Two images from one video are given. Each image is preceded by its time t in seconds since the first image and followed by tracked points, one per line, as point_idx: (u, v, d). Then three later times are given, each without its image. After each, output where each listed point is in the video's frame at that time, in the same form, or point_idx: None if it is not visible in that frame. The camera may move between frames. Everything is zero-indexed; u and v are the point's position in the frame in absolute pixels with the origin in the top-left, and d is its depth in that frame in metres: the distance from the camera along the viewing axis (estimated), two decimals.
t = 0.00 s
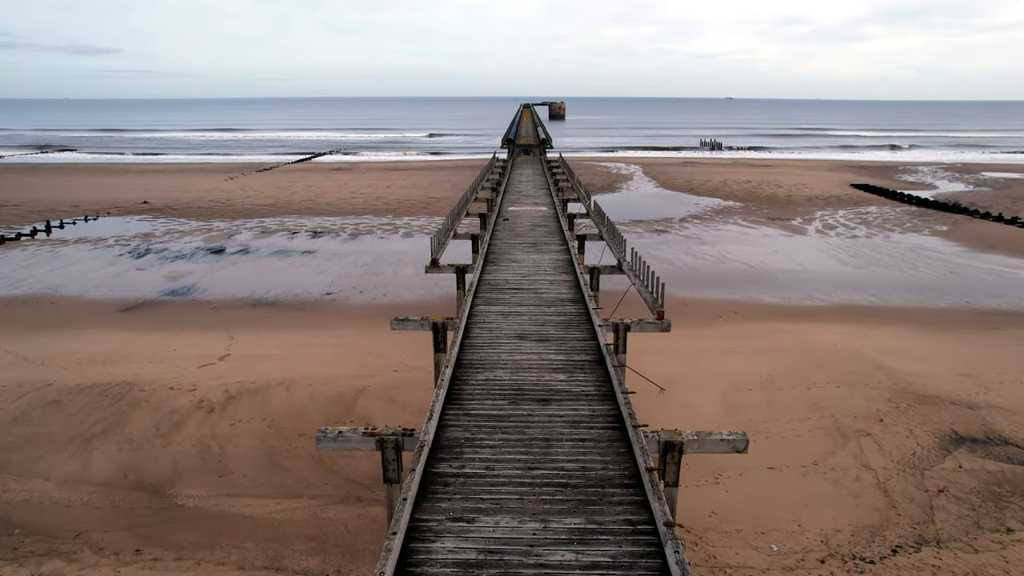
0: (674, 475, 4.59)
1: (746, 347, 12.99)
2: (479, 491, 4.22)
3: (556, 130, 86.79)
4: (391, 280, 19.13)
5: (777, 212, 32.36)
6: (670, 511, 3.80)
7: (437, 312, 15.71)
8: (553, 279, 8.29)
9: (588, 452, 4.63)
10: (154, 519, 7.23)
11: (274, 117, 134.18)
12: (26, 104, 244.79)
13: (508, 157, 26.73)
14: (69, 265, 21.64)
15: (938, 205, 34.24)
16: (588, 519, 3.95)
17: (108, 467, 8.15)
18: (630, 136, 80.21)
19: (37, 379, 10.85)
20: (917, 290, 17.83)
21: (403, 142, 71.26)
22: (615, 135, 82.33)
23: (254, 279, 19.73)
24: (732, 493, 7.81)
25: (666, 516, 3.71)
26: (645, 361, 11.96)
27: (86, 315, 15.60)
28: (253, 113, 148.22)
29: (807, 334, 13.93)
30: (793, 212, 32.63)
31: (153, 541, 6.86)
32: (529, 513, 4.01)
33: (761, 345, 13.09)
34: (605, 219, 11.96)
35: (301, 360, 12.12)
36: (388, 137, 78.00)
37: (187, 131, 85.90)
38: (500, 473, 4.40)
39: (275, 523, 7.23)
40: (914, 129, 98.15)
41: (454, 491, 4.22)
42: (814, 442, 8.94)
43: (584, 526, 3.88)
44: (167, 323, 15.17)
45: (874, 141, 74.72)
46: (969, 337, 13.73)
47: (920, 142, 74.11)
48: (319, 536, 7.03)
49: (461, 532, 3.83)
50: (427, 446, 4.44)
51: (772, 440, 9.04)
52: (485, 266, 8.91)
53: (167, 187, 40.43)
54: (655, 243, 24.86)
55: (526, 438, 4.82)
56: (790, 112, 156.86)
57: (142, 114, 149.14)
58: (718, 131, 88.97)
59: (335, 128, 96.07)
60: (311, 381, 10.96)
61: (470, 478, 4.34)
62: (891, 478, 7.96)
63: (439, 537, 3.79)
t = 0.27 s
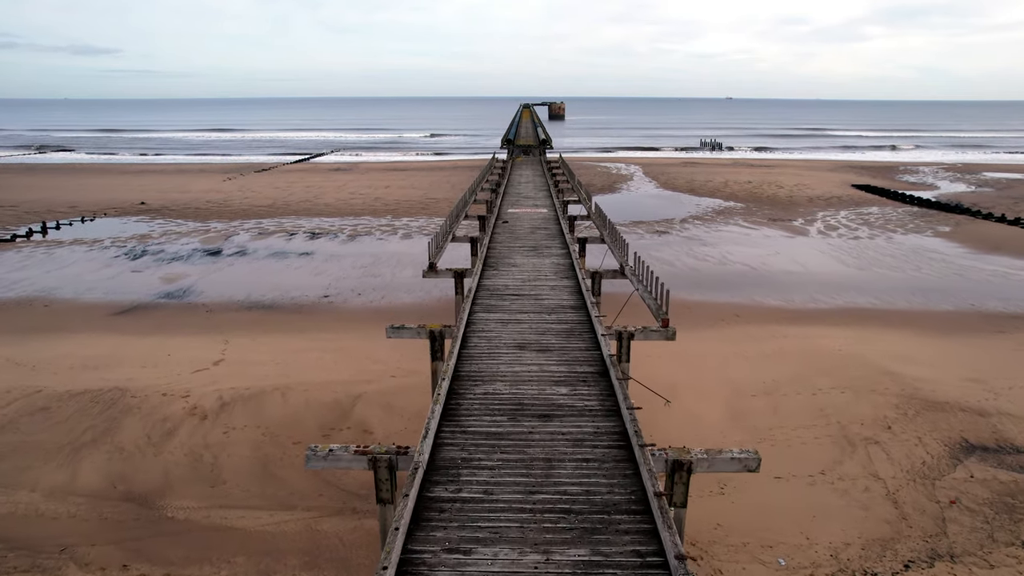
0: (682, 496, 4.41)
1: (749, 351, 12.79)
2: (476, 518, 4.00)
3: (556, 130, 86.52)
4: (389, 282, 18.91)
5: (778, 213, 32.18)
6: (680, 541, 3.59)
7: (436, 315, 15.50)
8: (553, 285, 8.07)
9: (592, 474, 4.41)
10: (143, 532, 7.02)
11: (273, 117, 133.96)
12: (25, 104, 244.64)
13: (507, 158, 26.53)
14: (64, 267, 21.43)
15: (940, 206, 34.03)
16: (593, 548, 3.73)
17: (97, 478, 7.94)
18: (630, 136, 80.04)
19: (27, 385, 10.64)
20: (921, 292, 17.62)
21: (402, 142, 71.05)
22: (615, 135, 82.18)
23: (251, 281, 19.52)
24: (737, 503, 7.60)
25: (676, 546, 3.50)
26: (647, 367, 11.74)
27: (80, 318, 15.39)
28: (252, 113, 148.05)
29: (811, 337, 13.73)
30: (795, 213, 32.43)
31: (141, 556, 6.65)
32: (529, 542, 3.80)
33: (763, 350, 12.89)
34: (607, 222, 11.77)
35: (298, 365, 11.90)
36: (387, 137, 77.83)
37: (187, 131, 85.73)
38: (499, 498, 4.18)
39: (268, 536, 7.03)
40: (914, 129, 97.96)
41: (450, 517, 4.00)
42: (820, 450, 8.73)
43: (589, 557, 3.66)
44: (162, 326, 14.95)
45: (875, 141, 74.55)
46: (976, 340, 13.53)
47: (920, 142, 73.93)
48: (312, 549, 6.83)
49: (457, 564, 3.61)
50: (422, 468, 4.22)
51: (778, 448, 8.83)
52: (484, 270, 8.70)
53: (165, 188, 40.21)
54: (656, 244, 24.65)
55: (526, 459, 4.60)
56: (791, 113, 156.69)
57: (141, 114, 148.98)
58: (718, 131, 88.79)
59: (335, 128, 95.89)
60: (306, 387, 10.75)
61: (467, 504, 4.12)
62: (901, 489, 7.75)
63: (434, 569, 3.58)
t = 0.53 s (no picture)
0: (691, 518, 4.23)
1: (753, 356, 12.57)
2: (474, 546, 3.76)
3: (556, 130, 86.44)
4: (387, 284, 18.69)
5: (779, 214, 31.98)
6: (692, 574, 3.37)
7: (434, 318, 15.28)
8: (555, 291, 7.84)
9: (597, 497, 4.18)
10: (130, 546, 6.81)
11: (272, 118, 133.71)
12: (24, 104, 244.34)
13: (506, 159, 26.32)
14: (59, 269, 21.19)
15: (942, 206, 33.86)
16: None
17: (85, 489, 7.72)
18: (630, 137, 79.87)
19: (17, 392, 10.41)
20: (926, 295, 17.42)
21: (402, 142, 70.87)
22: (615, 135, 82.02)
23: (247, 283, 19.31)
24: (744, 514, 7.40)
25: None
26: (650, 372, 11.52)
27: (73, 322, 15.16)
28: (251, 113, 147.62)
29: (816, 341, 13.52)
30: (796, 214, 32.25)
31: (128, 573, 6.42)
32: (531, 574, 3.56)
33: (767, 354, 12.67)
34: (609, 225, 11.55)
35: (294, 370, 11.68)
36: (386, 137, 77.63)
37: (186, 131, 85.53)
38: (499, 524, 3.95)
39: (260, 550, 6.82)
40: (915, 129, 97.81)
41: (445, 545, 3.77)
42: (828, 459, 8.52)
43: None
44: (156, 330, 14.73)
45: (875, 141, 74.41)
46: (983, 344, 13.31)
47: (921, 143, 73.77)
48: (305, 565, 6.61)
49: None
50: (417, 492, 3.98)
51: (785, 458, 8.60)
52: (483, 276, 8.48)
53: (162, 188, 40.00)
54: (657, 246, 24.44)
55: (528, 481, 4.36)
56: (791, 113, 156.50)
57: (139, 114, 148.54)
58: (718, 132, 88.62)
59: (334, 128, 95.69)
60: (302, 393, 10.53)
61: (464, 530, 3.89)
62: (912, 500, 7.53)
63: None
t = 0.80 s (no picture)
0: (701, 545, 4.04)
1: (755, 360, 12.36)
2: None
3: (555, 130, 86.23)
4: (384, 287, 18.45)
5: (780, 215, 31.80)
6: None
7: (432, 322, 15.05)
8: (555, 298, 7.61)
9: (601, 525, 3.95)
10: (116, 562, 6.58)
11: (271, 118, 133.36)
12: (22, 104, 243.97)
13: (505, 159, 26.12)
14: (52, 271, 20.95)
15: (943, 207, 33.70)
16: None
17: (71, 501, 7.48)
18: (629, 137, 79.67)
19: (4, 399, 10.18)
20: (930, 297, 17.22)
21: (400, 142, 70.65)
22: (614, 136, 81.88)
23: (243, 286, 19.08)
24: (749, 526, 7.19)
25: None
26: (651, 377, 11.29)
27: (65, 326, 14.93)
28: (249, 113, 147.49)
29: (820, 345, 13.31)
30: (796, 214, 32.08)
31: None
32: None
33: (770, 358, 12.44)
34: (610, 228, 11.34)
35: (289, 375, 11.46)
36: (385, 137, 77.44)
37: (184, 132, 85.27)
38: (496, 556, 3.72)
39: (250, 566, 6.59)
40: (914, 129, 97.71)
41: None
42: (835, 469, 8.31)
43: None
44: (148, 334, 14.48)
45: (875, 141, 74.27)
46: (990, 348, 13.10)
47: (921, 143, 73.62)
48: None
49: None
50: (409, 521, 3.75)
51: (791, 468, 8.39)
52: (481, 281, 8.25)
53: (159, 189, 39.76)
54: (657, 247, 24.24)
55: (527, 507, 4.13)
56: (790, 113, 156.41)
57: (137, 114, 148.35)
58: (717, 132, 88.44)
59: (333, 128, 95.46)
60: (296, 400, 10.30)
61: (459, 562, 3.66)
62: (923, 512, 7.32)
63: None
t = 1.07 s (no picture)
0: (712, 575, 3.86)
1: (757, 365, 12.16)
2: None
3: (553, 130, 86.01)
4: (380, 289, 18.21)
5: (779, 216, 31.63)
6: None
7: (428, 325, 14.80)
8: (554, 306, 7.38)
9: (605, 558, 3.71)
10: None
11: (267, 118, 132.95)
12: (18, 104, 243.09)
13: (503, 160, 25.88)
14: (43, 274, 20.66)
15: (943, 208, 33.57)
16: None
17: (53, 516, 7.23)
18: (627, 137, 79.54)
19: None
20: (932, 300, 17.05)
21: (398, 142, 70.36)
22: (612, 136, 81.72)
23: (236, 288, 18.81)
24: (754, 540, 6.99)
25: None
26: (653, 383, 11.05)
27: (54, 330, 14.65)
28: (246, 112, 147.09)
29: (823, 349, 13.11)
30: (796, 215, 31.91)
31: None
32: None
33: (772, 363, 12.24)
34: (610, 231, 11.13)
35: (282, 382, 11.20)
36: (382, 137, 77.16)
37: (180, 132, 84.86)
38: None
39: None
40: (912, 129, 97.74)
41: None
42: (842, 479, 8.09)
43: None
44: (139, 338, 14.22)
45: (873, 142, 74.24)
46: (995, 352, 12.91)
47: (918, 142, 73.61)
48: None
49: None
50: (400, 554, 3.52)
51: (797, 479, 8.17)
52: (477, 286, 8.04)
53: (154, 189, 39.43)
54: (657, 248, 24.02)
55: (526, 538, 3.89)
56: (788, 113, 156.48)
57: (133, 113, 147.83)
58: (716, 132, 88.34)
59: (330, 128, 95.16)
60: (288, 408, 10.05)
61: None
62: (933, 524, 7.11)
63: None
